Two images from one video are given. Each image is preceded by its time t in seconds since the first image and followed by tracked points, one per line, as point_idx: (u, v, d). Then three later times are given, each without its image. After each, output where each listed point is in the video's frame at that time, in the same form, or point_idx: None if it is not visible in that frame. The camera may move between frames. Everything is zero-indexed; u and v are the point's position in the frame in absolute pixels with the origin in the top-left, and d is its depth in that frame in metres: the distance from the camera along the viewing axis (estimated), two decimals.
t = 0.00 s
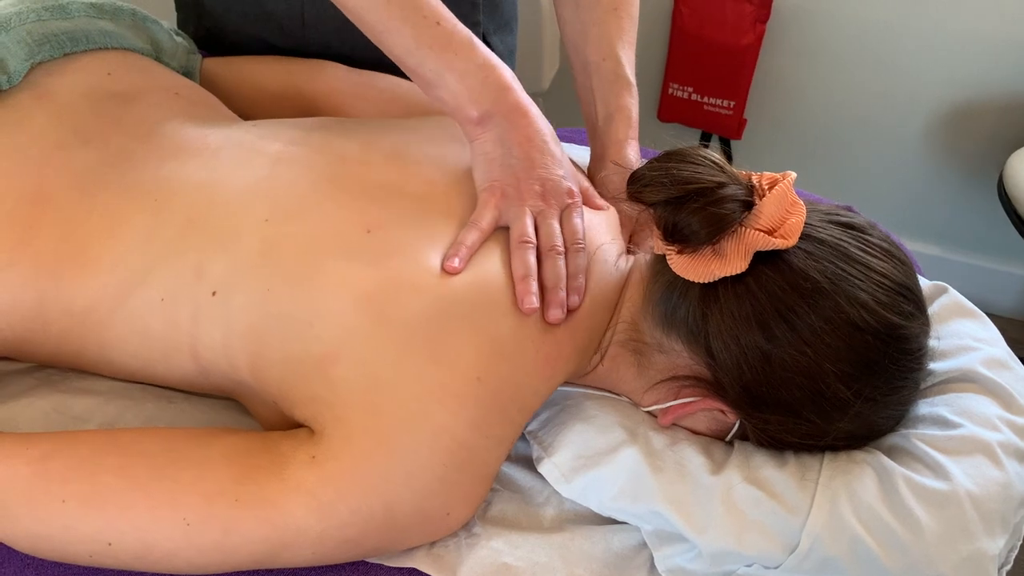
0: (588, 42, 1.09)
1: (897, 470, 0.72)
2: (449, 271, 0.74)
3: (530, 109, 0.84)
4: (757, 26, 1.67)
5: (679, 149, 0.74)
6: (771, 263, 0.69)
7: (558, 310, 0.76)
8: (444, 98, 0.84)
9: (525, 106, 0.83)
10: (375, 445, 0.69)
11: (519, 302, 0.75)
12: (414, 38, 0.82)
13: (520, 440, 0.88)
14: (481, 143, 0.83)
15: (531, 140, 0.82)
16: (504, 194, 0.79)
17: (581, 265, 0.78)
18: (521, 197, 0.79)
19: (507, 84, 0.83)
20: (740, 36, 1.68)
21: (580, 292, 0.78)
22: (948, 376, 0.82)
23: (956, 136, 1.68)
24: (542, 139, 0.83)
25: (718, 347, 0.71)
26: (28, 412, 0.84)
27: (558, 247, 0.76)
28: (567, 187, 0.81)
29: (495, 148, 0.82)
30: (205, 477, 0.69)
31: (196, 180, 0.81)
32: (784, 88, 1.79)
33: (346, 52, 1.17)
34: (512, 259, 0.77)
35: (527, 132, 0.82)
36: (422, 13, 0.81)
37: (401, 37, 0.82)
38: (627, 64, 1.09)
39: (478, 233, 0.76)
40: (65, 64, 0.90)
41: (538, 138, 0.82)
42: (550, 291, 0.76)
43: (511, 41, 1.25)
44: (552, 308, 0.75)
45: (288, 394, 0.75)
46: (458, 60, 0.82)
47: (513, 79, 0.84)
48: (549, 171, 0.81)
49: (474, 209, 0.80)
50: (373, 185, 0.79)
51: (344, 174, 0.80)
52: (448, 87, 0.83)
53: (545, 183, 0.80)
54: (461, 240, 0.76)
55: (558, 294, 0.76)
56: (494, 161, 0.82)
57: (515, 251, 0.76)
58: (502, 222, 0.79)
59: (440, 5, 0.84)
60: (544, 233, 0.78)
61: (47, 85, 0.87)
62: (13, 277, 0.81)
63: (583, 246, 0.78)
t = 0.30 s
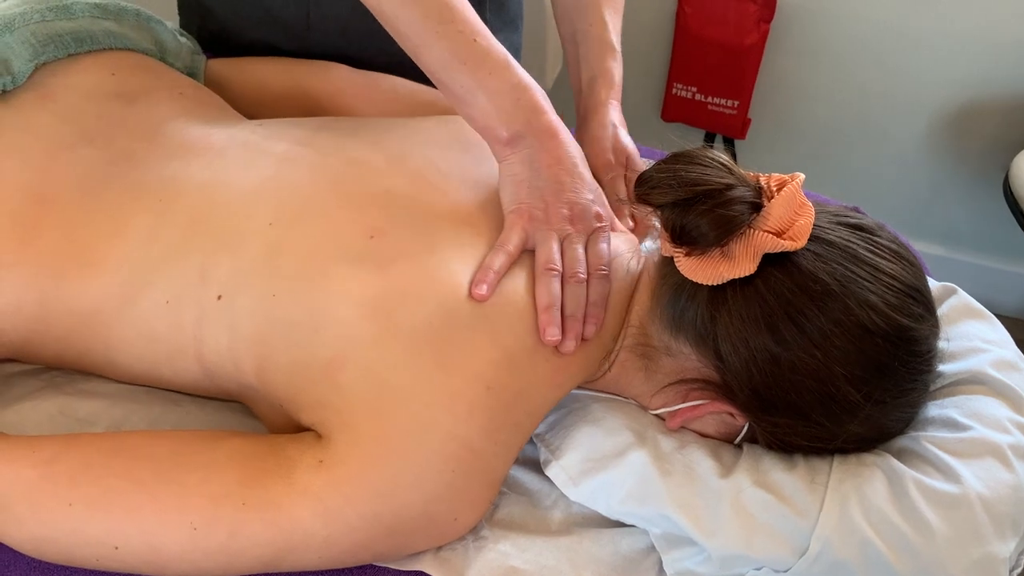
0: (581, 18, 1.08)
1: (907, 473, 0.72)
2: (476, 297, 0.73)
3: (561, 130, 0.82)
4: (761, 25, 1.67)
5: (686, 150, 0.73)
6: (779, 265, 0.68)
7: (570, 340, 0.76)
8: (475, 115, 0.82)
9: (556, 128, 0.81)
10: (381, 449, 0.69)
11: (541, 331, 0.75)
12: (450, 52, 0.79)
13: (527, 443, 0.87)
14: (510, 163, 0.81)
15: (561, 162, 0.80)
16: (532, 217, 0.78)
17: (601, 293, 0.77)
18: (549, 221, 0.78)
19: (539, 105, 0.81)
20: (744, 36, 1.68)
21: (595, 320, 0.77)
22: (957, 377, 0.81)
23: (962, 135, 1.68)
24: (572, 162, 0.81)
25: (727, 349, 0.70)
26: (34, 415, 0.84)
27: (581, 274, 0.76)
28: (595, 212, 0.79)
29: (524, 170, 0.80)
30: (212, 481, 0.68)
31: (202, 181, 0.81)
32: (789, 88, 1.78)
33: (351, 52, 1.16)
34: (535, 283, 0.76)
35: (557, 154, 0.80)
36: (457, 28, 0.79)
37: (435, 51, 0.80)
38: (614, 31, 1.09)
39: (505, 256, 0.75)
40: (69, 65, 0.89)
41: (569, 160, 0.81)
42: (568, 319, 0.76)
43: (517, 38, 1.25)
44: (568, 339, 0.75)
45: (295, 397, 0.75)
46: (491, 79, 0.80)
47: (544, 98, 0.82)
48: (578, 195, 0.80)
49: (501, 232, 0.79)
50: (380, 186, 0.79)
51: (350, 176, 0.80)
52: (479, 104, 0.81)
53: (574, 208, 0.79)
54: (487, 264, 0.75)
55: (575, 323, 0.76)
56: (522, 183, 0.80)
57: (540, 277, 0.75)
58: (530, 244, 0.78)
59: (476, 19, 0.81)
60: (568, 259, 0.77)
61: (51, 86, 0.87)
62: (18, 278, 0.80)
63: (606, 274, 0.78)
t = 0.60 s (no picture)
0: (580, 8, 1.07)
1: (919, 476, 0.72)
2: (494, 332, 0.72)
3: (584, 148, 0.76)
4: (764, 24, 1.66)
5: (696, 152, 0.72)
6: (791, 268, 0.68)
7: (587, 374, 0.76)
8: (493, 131, 0.76)
9: (579, 146, 0.75)
10: (390, 454, 0.69)
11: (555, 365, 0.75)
12: (472, 67, 0.73)
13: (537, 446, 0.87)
14: (529, 183, 0.76)
15: (584, 185, 0.75)
16: (550, 240, 0.74)
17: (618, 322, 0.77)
18: (569, 245, 0.75)
19: (563, 124, 0.75)
20: (747, 35, 1.67)
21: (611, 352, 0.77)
22: (969, 379, 0.81)
23: (967, 133, 1.67)
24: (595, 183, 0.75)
25: (738, 353, 0.70)
26: (40, 419, 0.84)
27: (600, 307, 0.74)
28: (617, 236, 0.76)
29: (543, 192, 0.75)
30: (220, 487, 0.68)
31: (207, 183, 0.80)
32: (793, 85, 1.77)
33: (354, 50, 1.16)
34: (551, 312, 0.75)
35: (579, 176, 0.75)
36: (482, 42, 0.73)
37: (457, 65, 0.73)
38: None
39: (524, 286, 0.73)
40: (72, 65, 0.89)
41: (593, 182, 0.75)
42: (585, 352, 0.75)
43: (521, 35, 1.24)
44: (583, 373, 0.76)
45: (303, 401, 0.74)
46: (513, 96, 0.74)
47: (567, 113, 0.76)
48: (601, 219, 0.75)
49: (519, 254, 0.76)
50: (387, 189, 0.79)
51: (357, 178, 0.79)
52: (500, 122, 0.75)
53: (595, 232, 0.75)
54: (505, 295, 0.73)
55: (592, 357, 0.75)
56: (541, 205, 0.75)
57: (558, 308, 0.74)
58: (548, 269, 0.75)
59: (499, 29, 0.74)
60: (586, 287, 0.75)
61: (54, 86, 0.86)
62: (22, 281, 0.80)
63: (624, 302, 0.77)
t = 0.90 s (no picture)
0: (579, 3, 1.06)
1: (931, 473, 0.71)
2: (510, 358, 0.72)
3: (573, 144, 0.73)
4: (764, 21, 1.66)
5: (706, 149, 0.72)
6: (802, 265, 0.67)
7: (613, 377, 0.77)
8: (480, 135, 0.73)
9: (566, 145, 0.72)
10: (399, 455, 0.68)
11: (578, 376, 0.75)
12: (455, 68, 0.70)
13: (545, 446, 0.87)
14: (519, 188, 0.73)
15: (576, 187, 0.72)
16: (546, 250, 0.73)
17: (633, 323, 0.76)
18: (569, 252, 0.72)
19: (549, 123, 0.72)
20: (747, 31, 1.67)
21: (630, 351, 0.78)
22: (979, 375, 0.81)
23: (968, 129, 1.66)
24: (587, 185, 0.72)
25: (749, 350, 0.69)
26: (43, 423, 0.83)
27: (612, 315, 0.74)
28: (619, 238, 0.74)
29: (534, 197, 0.73)
30: (228, 489, 0.67)
31: (209, 184, 0.80)
32: (792, 82, 1.77)
33: (355, 49, 1.15)
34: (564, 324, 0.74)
35: (570, 178, 0.72)
36: (462, 42, 0.69)
37: (438, 68, 0.70)
38: (610, 17, 1.07)
39: (532, 303, 0.72)
40: (72, 66, 0.88)
41: (584, 183, 0.72)
42: (607, 358, 0.76)
43: (522, 32, 1.23)
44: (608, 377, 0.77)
45: (309, 402, 0.74)
46: (497, 97, 0.70)
47: (553, 110, 0.73)
48: (598, 222, 0.73)
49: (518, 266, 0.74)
50: (391, 188, 0.78)
51: (362, 177, 0.79)
52: (485, 125, 0.71)
53: (594, 238, 0.72)
54: (515, 319, 0.72)
55: (615, 362, 0.76)
56: (535, 212, 0.73)
57: (569, 322, 0.73)
58: (553, 277, 0.74)
59: (480, 26, 0.71)
60: (594, 296, 0.74)
61: (54, 87, 0.86)
62: (23, 283, 0.79)
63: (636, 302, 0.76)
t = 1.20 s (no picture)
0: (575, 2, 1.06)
1: (934, 468, 0.71)
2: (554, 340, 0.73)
3: (471, 110, 0.72)
4: (758, 17, 1.66)
5: (706, 147, 0.71)
6: (804, 262, 0.67)
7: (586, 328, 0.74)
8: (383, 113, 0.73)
9: (461, 110, 0.72)
10: (401, 456, 0.68)
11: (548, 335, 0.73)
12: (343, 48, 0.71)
13: (547, 445, 0.86)
14: (428, 164, 0.73)
15: (478, 155, 0.71)
16: (462, 227, 0.72)
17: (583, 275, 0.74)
18: (483, 223, 0.71)
19: (443, 89, 0.71)
20: (741, 27, 1.67)
21: (593, 302, 0.75)
22: (981, 370, 0.81)
23: (964, 124, 1.67)
24: (490, 151, 0.72)
25: (752, 348, 0.69)
26: (43, 428, 0.83)
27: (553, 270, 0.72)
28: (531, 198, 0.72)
29: (438, 171, 0.72)
30: (230, 492, 0.67)
31: (207, 186, 0.79)
32: (788, 78, 1.77)
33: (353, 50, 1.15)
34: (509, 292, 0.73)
35: (473, 147, 0.71)
36: (351, 21, 0.70)
37: (336, 50, 0.71)
38: (626, 42, 1.07)
39: (476, 276, 0.71)
40: (68, 69, 0.87)
41: (480, 150, 0.71)
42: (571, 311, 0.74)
43: (518, 32, 1.23)
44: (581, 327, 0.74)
45: (310, 404, 0.73)
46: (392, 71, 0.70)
47: (445, 74, 0.73)
48: (501, 188, 0.72)
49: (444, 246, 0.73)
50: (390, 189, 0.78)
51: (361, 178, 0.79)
52: (383, 102, 0.72)
53: (502, 205, 0.71)
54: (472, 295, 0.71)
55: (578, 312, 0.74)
56: (444, 190, 0.72)
57: (512, 286, 0.72)
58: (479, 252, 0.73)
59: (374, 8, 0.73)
60: (527, 262, 0.72)
61: (51, 91, 0.85)
62: (21, 287, 0.79)
63: (573, 258, 0.74)
